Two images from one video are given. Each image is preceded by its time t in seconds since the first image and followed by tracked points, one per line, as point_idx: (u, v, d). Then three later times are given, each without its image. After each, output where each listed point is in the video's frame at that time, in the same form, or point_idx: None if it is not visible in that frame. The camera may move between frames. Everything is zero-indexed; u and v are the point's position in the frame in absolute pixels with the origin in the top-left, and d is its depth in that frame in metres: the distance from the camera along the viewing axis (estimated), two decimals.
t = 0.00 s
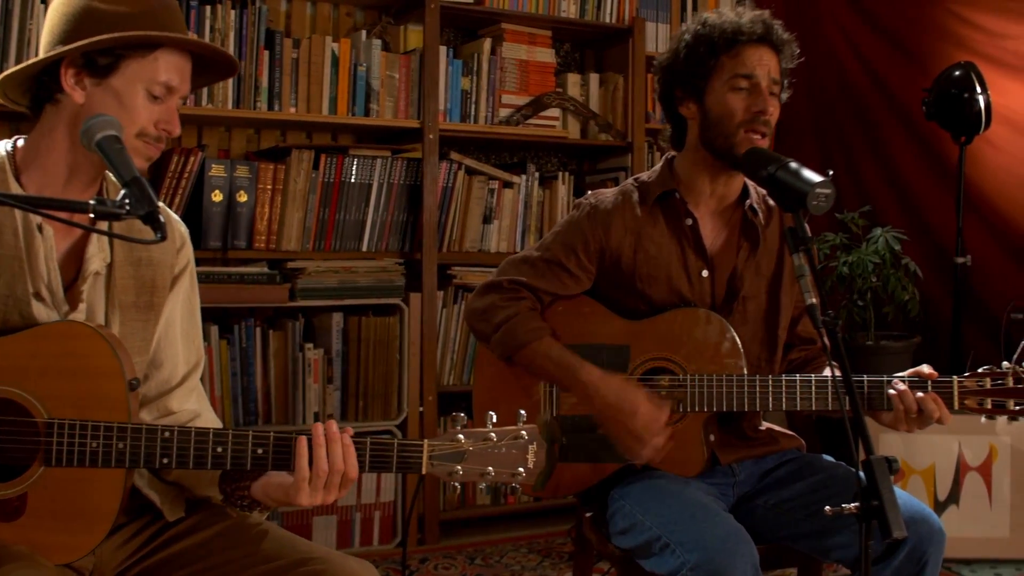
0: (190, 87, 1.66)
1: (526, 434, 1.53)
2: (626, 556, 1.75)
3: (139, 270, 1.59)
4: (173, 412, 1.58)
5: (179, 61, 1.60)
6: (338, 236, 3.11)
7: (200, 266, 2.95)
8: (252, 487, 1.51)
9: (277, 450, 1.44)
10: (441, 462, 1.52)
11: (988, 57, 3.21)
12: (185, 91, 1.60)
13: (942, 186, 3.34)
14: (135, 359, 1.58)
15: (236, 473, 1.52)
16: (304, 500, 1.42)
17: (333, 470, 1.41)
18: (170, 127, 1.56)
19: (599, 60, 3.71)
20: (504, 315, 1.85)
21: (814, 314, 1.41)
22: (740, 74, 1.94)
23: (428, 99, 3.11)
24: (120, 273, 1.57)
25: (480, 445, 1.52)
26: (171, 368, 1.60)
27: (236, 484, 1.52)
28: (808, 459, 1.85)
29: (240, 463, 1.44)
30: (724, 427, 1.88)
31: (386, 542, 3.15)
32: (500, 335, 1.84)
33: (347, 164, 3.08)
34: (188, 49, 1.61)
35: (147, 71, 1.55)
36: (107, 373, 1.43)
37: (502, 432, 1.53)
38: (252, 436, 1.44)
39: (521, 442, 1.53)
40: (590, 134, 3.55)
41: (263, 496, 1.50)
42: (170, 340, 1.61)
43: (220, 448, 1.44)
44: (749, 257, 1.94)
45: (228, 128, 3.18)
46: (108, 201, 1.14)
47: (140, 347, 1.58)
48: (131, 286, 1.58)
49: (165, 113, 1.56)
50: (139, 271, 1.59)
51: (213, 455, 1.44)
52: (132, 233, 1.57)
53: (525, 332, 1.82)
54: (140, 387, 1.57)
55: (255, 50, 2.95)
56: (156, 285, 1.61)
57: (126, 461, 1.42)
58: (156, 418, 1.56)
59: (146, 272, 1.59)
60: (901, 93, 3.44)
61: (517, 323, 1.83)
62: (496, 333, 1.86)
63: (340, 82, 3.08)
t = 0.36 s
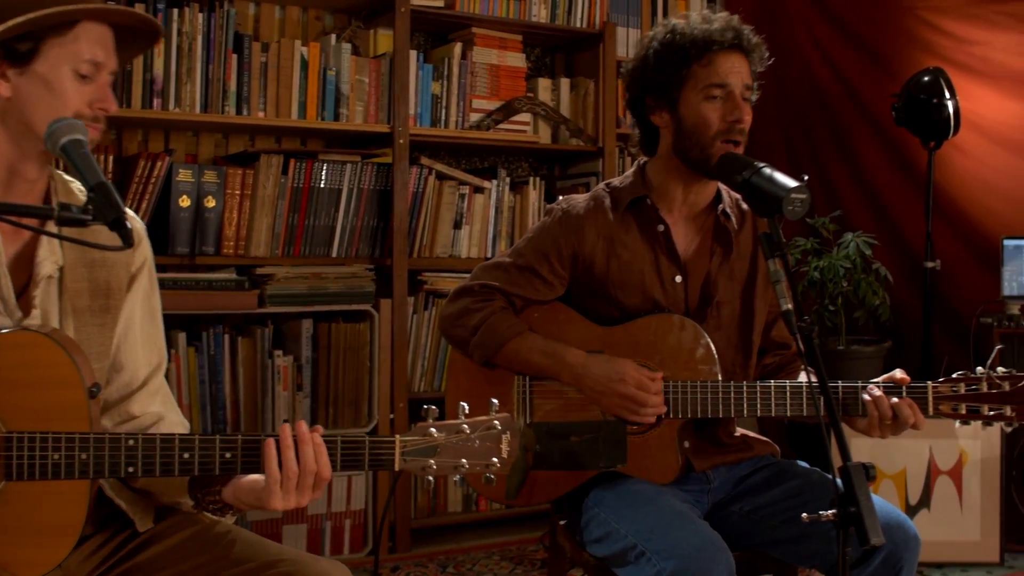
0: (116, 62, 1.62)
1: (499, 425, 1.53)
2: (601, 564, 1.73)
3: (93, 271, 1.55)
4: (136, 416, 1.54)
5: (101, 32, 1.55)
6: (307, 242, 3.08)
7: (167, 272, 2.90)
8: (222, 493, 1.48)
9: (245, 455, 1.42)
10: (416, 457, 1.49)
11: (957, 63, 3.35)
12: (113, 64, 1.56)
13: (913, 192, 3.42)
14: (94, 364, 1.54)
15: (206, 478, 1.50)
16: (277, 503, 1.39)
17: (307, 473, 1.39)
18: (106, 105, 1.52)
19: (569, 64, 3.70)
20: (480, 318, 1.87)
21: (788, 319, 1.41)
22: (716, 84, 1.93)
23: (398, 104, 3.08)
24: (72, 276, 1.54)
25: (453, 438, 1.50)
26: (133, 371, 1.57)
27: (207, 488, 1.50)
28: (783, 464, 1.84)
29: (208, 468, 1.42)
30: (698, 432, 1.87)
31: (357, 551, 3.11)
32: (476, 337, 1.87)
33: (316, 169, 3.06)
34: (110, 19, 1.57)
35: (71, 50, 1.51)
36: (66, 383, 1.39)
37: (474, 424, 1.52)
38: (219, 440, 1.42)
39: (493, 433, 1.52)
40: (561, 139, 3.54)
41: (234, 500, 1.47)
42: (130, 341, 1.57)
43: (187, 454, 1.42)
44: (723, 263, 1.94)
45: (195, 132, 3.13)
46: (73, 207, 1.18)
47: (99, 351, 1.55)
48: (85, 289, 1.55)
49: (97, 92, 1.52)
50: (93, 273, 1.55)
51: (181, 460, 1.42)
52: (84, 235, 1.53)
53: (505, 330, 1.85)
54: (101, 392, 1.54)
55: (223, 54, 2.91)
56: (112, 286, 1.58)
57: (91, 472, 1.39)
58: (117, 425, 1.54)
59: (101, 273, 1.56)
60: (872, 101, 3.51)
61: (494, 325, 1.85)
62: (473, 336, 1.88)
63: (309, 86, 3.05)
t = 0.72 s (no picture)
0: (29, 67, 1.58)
1: (451, 394, 1.52)
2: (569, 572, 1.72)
3: (25, 268, 1.52)
4: (82, 412, 1.51)
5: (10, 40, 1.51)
6: (272, 249, 3.03)
7: (129, 280, 2.85)
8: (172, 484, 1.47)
9: (193, 443, 1.41)
10: (368, 432, 1.49)
11: (922, 71, 3.41)
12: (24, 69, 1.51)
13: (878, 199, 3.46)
14: (34, 363, 1.52)
15: (157, 469, 1.48)
16: (232, 492, 1.37)
17: (263, 457, 1.38)
18: (18, 113, 1.47)
19: (536, 70, 3.70)
20: (443, 329, 1.84)
21: (756, 324, 1.40)
22: (677, 92, 1.93)
23: (364, 109, 3.05)
24: (4, 274, 1.51)
25: (405, 411, 1.50)
26: (77, 365, 1.54)
27: (158, 480, 1.48)
28: (751, 471, 1.83)
29: (156, 459, 1.41)
30: (665, 439, 1.86)
31: (323, 561, 3.07)
32: (439, 347, 1.82)
33: (281, 176, 3.02)
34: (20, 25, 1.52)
35: None
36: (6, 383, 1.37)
37: (426, 395, 1.51)
38: (166, 430, 1.40)
39: (446, 403, 1.51)
40: (528, 146, 3.53)
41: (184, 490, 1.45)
42: (72, 336, 1.55)
43: (134, 446, 1.41)
44: (690, 269, 1.93)
45: (158, 138, 3.09)
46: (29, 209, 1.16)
47: (38, 351, 1.52)
48: (18, 287, 1.52)
49: (10, 98, 1.47)
50: (26, 270, 1.52)
51: (128, 453, 1.40)
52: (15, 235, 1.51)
53: (468, 342, 1.80)
54: (44, 392, 1.52)
55: (187, 58, 2.88)
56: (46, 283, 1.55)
57: (36, 472, 1.38)
58: (65, 423, 1.51)
59: (33, 270, 1.53)
60: (840, 108, 3.54)
61: (457, 336, 1.81)
62: (436, 347, 1.84)
63: (274, 91, 3.01)
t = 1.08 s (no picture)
0: None
1: (416, 391, 1.49)
2: None
3: None
4: (42, 416, 1.51)
5: None
6: (240, 255, 2.98)
7: (95, 287, 2.79)
8: (139, 489, 1.48)
9: (146, 450, 1.42)
10: (329, 433, 1.47)
11: (897, 78, 3.42)
12: None
13: (852, 207, 3.48)
14: None
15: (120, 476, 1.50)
16: (186, 501, 1.39)
17: (212, 466, 1.39)
18: None
19: (509, 75, 3.67)
20: (408, 343, 1.80)
21: (729, 332, 1.38)
22: (661, 119, 1.83)
23: (335, 114, 3.01)
24: None
25: (365, 409, 1.48)
26: (35, 369, 1.52)
27: (123, 486, 1.51)
28: (724, 480, 1.81)
29: (111, 467, 1.42)
30: (637, 448, 1.83)
31: (291, 572, 3.02)
32: (404, 360, 1.79)
33: (250, 181, 2.97)
34: None
35: None
36: None
37: (388, 392, 1.49)
38: (117, 438, 1.41)
39: (409, 400, 1.49)
40: (500, 151, 3.50)
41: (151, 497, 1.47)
42: (29, 339, 1.52)
43: (85, 455, 1.42)
44: (659, 275, 1.91)
45: (125, 142, 3.03)
46: None
47: None
48: None
49: None
50: None
51: (79, 463, 1.42)
52: None
53: (431, 361, 1.78)
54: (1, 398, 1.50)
55: (154, 62, 2.82)
56: None
57: None
58: (24, 428, 1.50)
59: None
60: (814, 115, 3.55)
61: (420, 352, 1.78)
62: (399, 361, 1.81)
63: (243, 96, 2.97)
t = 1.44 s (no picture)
0: None
1: (397, 410, 1.53)
2: None
3: None
4: (17, 416, 1.55)
5: None
6: (224, 255, 2.95)
7: (76, 287, 2.75)
8: (109, 492, 1.53)
9: (117, 463, 1.47)
10: (306, 449, 1.51)
11: (886, 77, 3.39)
12: None
13: (841, 206, 3.46)
14: None
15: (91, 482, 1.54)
16: (150, 510, 1.47)
17: (176, 485, 1.46)
18: None
19: (497, 73, 3.64)
20: (390, 345, 1.76)
21: (714, 333, 1.35)
22: (649, 118, 1.80)
23: (320, 112, 2.98)
24: None
25: (344, 427, 1.51)
26: (13, 369, 1.57)
27: (94, 492, 1.55)
28: (709, 483, 1.78)
29: (80, 476, 1.47)
30: (621, 451, 1.80)
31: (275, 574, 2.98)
32: (385, 366, 1.75)
33: (234, 180, 2.93)
34: None
35: None
36: None
37: (369, 410, 1.52)
38: (87, 449, 1.46)
39: (390, 418, 1.52)
40: (487, 150, 3.46)
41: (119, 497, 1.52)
42: (9, 339, 1.56)
43: (55, 465, 1.47)
44: (644, 275, 1.88)
45: (107, 140, 2.98)
46: None
47: None
48: None
49: None
50: None
51: (47, 472, 1.46)
52: None
53: (412, 364, 1.73)
54: None
55: (136, 59, 2.78)
56: None
57: None
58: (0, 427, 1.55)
59: None
60: (803, 115, 3.52)
61: (401, 355, 1.74)
62: (382, 363, 1.77)
63: (226, 93, 2.92)
